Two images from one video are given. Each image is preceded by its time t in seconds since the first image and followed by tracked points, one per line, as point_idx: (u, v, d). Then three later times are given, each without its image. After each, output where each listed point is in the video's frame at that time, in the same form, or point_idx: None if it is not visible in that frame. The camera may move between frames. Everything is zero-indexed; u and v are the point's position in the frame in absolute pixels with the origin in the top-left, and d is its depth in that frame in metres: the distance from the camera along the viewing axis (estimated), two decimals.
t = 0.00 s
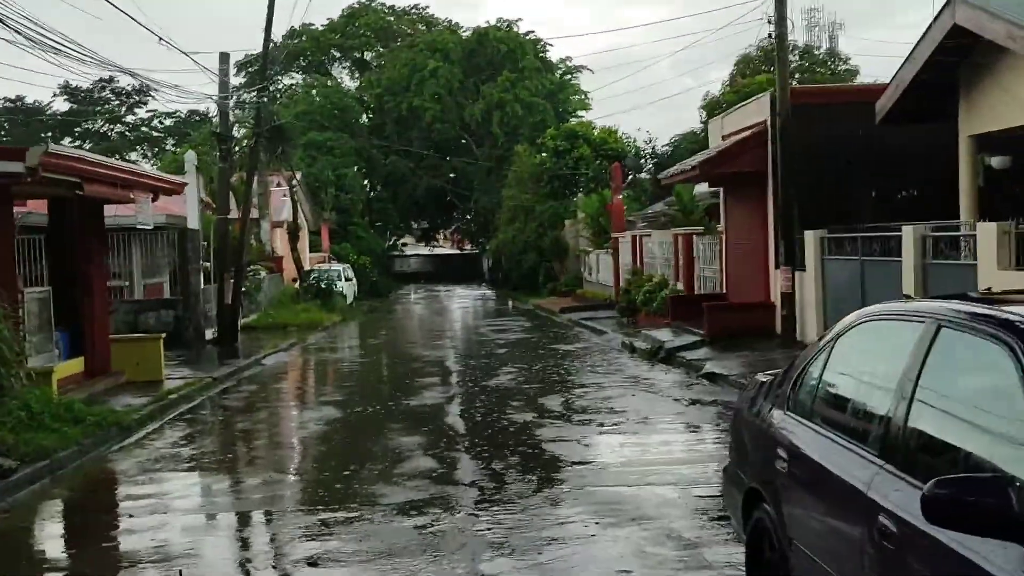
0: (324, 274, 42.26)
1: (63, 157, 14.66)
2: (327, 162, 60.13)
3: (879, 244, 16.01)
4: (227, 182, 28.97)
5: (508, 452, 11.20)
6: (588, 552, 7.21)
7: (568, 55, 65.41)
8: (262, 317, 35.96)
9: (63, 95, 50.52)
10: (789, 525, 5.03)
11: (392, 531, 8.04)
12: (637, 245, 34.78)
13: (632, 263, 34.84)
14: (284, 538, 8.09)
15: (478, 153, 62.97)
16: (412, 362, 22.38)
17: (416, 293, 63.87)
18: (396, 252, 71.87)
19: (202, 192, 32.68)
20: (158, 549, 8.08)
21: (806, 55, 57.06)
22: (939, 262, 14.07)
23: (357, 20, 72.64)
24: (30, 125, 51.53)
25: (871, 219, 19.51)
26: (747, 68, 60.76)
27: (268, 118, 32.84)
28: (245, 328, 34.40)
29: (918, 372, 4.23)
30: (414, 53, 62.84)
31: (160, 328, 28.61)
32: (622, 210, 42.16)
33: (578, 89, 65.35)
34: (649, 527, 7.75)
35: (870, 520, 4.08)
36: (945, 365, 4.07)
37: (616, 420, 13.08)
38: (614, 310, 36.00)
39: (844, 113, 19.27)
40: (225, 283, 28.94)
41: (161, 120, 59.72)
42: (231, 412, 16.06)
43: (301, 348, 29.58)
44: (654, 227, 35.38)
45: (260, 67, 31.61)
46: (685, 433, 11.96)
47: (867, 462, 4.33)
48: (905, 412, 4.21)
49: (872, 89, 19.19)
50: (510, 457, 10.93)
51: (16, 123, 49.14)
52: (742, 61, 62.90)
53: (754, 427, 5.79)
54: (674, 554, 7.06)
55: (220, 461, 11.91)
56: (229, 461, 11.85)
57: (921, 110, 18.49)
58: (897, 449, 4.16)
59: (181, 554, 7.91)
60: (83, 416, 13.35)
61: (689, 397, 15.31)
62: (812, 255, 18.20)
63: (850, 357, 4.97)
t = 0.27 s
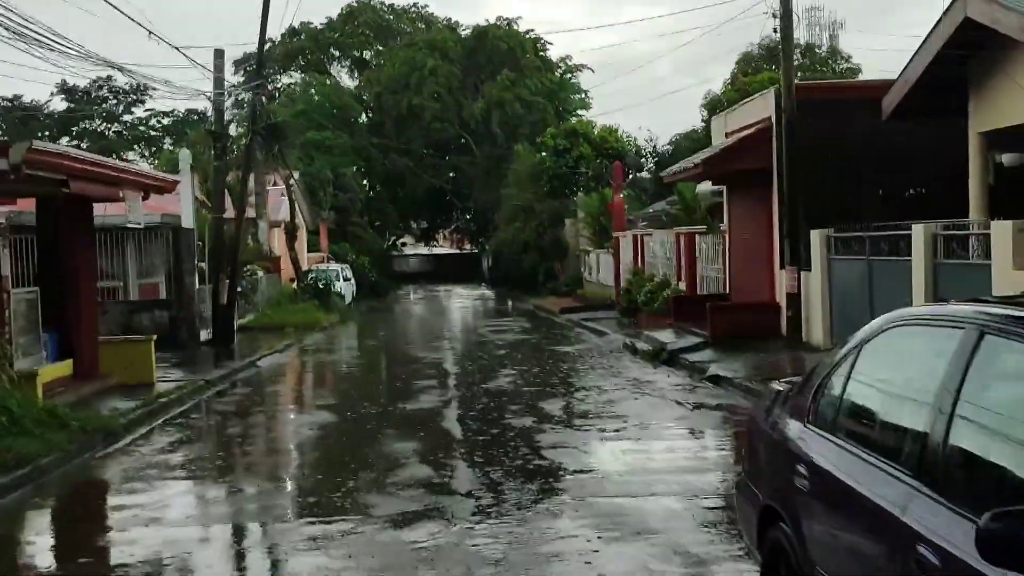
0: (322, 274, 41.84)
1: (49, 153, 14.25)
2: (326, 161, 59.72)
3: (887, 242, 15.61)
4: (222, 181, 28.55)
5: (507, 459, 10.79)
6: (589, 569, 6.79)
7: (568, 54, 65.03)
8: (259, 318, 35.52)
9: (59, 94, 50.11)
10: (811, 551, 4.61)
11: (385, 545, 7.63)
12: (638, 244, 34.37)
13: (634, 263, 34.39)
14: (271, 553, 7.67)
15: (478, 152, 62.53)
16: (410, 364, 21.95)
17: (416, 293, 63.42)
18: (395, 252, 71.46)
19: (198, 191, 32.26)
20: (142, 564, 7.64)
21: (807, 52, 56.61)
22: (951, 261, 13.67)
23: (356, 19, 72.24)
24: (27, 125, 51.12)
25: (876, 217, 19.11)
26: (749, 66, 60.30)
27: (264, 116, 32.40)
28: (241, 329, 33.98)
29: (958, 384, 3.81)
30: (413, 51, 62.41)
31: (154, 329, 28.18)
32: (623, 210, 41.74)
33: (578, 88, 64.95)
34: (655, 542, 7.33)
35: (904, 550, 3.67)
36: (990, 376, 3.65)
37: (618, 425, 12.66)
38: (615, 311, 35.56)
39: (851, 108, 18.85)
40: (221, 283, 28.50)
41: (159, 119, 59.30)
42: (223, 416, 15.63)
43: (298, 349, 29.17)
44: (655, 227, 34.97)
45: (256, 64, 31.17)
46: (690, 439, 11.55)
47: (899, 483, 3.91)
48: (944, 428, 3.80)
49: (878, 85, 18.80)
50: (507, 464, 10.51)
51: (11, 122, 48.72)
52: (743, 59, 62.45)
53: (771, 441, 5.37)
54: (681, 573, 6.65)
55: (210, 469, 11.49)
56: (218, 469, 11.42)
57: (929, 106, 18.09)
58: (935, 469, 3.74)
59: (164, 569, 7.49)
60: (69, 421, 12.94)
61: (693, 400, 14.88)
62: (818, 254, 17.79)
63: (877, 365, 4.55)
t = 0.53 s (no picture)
0: (320, 274, 41.43)
1: (38, 151, 13.86)
2: (325, 161, 59.32)
3: (899, 243, 15.24)
4: (219, 180, 28.16)
5: (510, 468, 10.41)
6: None
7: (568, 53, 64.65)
8: (257, 319, 35.16)
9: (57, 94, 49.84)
10: None
11: (384, 562, 7.24)
12: (639, 245, 34.01)
13: (636, 263, 34.01)
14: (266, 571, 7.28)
15: (478, 152, 62.13)
16: (409, 367, 21.57)
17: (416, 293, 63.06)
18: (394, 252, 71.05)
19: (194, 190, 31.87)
20: None
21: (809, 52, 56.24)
22: (965, 262, 13.31)
23: (356, 18, 71.82)
24: (24, 125, 50.68)
25: (886, 217, 18.72)
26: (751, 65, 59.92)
27: (262, 115, 32.03)
28: (239, 330, 33.59)
29: (1017, 403, 3.44)
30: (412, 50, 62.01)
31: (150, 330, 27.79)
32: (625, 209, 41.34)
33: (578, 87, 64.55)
34: (667, 560, 6.94)
35: None
36: None
37: (623, 431, 12.28)
38: (617, 311, 35.19)
39: (858, 107, 18.49)
40: (217, 285, 28.15)
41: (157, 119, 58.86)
42: (217, 421, 15.27)
43: (296, 351, 28.80)
44: (656, 227, 34.60)
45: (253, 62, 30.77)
46: (698, 446, 11.17)
47: (950, 513, 3.53)
48: (1003, 453, 3.42)
49: (887, 83, 18.45)
50: (509, 474, 10.15)
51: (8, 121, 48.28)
52: (745, 58, 62.09)
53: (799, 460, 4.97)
54: None
55: (203, 476, 11.13)
56: (210, 477, 11.06)
57: (939, 103, 17.72)
58: (992, 498, 3.37)
59: None
60: (57, 427, 12.55)
61: (699, 405, 14.51)
62: (826, 254, 17.43)
63: (919, 380, 4.19)
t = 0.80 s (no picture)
0: (318, 275, 40.98)
1: (24, 147, 13.45)
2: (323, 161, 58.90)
3: (912, 242, 14.84)
4: (214, 179, 27.73)
5: (513, 476, 10.00)
6: None
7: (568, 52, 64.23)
8: (255, 320, 34.73)
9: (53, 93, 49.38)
10: None
11: None
12: (640, 244, 33.60)
13: (638, 263, 33.59)
14: None
15: (477, 151, 61.71)
16: (407, 368, 21.14)
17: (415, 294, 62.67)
18: (393, 252, 70.62)
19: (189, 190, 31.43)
20: None
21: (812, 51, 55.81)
22: (982, 263, 12.90)
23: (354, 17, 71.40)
24: (20, 125, 50.25)
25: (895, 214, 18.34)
26: (752, 64, 59.52)
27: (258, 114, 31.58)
28: (235, 331, 33.15)
29: None
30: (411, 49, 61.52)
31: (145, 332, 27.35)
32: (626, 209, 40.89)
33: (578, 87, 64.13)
34: None
35: None
36: None
37: (630, 436, 11.86)
38: (619, 312, 34.77)
39: (866, 103, 18.08)
40: (213, 285, 27.72)
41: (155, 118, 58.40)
42: (211, 425, 14.85)
43: (293, 353, 28.37)
44: (658, 226, 34.17)
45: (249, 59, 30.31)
46: (708, 453, 10.76)
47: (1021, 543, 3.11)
48: None
49: (897, 78, 18.05)
50: (512, 482, 9.73)
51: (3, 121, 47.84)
52: (746, 57, 61.68)
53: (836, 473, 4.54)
54: None
55: (194, 484, 10.70)
56: (201, 484, 10.63)
57: (950, 99, 17.31)
58: None
59: None
60: (44, 433, 12.13)
61: (706, 408, 14.08)
62: (835, 253, 17.03)
63: (975, 388, 3.79)
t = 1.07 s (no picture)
0: (315, 277, 40.65)
1: (10, 147, 13.10)
2: (321, 162, 58.64)
3: (922, 244, 14.53)
4: (211, 180, 27.40)
5: (516, 487, 9.68)
6: None
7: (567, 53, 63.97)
8: (251, 322, 34.39)
9: (50, 94, 49.05)
10: None
11: None
12: (640, 245, 33.31)
13: (638, 264, 33.25)
14: None
15: (476, 152, 61.40)
16: (405, 372, 20.81)
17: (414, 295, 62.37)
18: (391, 254, 70.34)
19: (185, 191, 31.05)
20: None
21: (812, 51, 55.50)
22: (994, 264, 12.59)
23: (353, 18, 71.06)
24: (17, 126, 49.89)
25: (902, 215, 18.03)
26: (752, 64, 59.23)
27: (255, 114, 31.23)
28: (232, 333, 32.82)
29: None
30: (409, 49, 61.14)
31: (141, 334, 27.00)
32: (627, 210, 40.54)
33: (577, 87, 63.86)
34: None
35: None
36: None
37: (635, 444, 11.54)
38: (619, 314, 34.43)
39: (872, 103, 17.78)
40: (210, 287, 27.39)
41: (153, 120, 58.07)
42: (205, 431, 14.50)
43: (290, 356, 28.05)
44: (658, 227, 33.88)
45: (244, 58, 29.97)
46: (716, 462, 10.44)
47: None
48: None
49: (905, 77, 17.74)
50: (513, 494, 9.39)
51: None
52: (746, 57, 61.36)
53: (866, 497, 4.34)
54: None
55: (185, 494, 10.36)
56: (192, 494, 10.29)
57: (958, 99, 17.01)
58: None
59: None
60: (32, 440, 11.79)
61: (712, 414, 13.76)
62: (841, 255, 16.70)
63: None
